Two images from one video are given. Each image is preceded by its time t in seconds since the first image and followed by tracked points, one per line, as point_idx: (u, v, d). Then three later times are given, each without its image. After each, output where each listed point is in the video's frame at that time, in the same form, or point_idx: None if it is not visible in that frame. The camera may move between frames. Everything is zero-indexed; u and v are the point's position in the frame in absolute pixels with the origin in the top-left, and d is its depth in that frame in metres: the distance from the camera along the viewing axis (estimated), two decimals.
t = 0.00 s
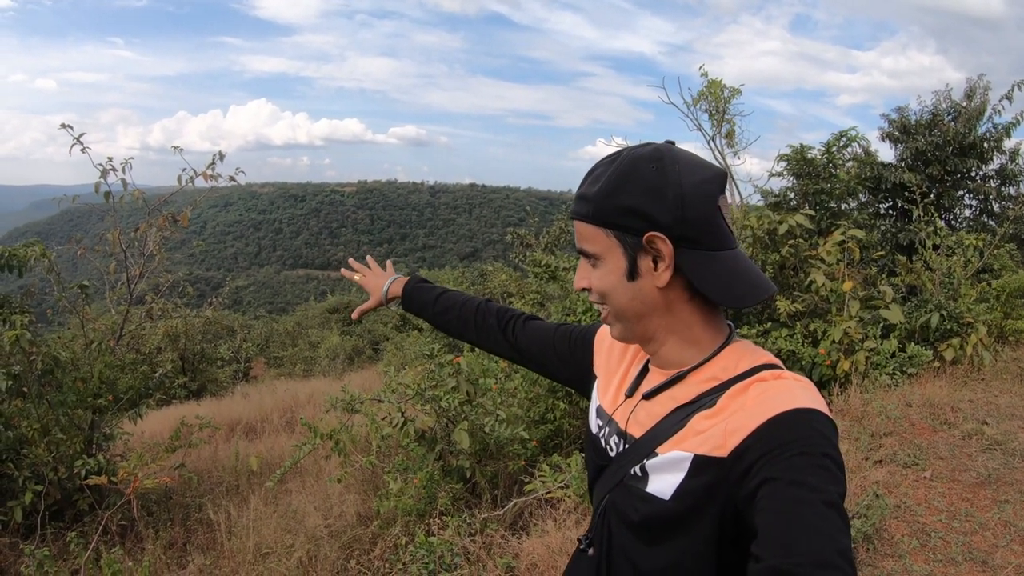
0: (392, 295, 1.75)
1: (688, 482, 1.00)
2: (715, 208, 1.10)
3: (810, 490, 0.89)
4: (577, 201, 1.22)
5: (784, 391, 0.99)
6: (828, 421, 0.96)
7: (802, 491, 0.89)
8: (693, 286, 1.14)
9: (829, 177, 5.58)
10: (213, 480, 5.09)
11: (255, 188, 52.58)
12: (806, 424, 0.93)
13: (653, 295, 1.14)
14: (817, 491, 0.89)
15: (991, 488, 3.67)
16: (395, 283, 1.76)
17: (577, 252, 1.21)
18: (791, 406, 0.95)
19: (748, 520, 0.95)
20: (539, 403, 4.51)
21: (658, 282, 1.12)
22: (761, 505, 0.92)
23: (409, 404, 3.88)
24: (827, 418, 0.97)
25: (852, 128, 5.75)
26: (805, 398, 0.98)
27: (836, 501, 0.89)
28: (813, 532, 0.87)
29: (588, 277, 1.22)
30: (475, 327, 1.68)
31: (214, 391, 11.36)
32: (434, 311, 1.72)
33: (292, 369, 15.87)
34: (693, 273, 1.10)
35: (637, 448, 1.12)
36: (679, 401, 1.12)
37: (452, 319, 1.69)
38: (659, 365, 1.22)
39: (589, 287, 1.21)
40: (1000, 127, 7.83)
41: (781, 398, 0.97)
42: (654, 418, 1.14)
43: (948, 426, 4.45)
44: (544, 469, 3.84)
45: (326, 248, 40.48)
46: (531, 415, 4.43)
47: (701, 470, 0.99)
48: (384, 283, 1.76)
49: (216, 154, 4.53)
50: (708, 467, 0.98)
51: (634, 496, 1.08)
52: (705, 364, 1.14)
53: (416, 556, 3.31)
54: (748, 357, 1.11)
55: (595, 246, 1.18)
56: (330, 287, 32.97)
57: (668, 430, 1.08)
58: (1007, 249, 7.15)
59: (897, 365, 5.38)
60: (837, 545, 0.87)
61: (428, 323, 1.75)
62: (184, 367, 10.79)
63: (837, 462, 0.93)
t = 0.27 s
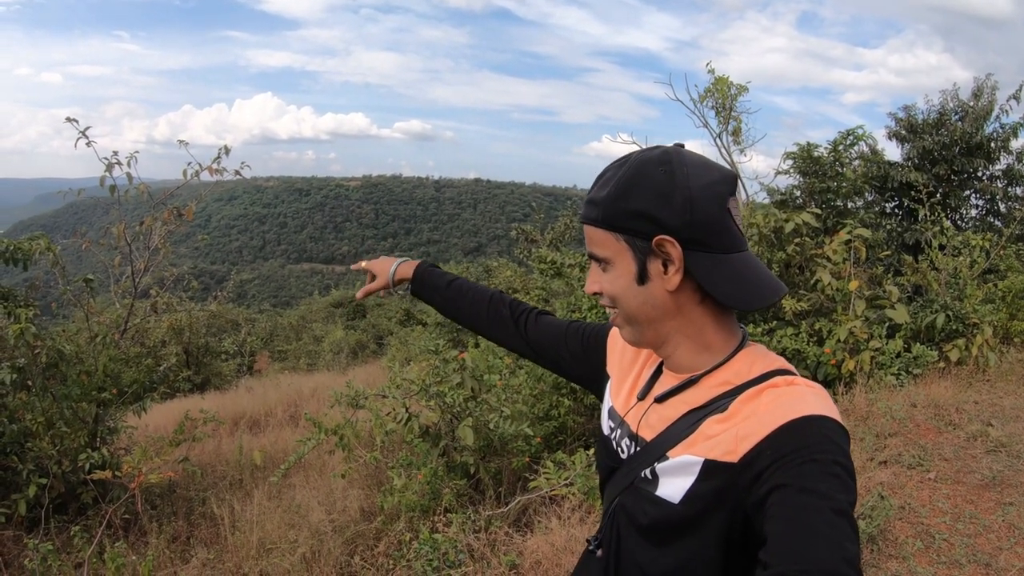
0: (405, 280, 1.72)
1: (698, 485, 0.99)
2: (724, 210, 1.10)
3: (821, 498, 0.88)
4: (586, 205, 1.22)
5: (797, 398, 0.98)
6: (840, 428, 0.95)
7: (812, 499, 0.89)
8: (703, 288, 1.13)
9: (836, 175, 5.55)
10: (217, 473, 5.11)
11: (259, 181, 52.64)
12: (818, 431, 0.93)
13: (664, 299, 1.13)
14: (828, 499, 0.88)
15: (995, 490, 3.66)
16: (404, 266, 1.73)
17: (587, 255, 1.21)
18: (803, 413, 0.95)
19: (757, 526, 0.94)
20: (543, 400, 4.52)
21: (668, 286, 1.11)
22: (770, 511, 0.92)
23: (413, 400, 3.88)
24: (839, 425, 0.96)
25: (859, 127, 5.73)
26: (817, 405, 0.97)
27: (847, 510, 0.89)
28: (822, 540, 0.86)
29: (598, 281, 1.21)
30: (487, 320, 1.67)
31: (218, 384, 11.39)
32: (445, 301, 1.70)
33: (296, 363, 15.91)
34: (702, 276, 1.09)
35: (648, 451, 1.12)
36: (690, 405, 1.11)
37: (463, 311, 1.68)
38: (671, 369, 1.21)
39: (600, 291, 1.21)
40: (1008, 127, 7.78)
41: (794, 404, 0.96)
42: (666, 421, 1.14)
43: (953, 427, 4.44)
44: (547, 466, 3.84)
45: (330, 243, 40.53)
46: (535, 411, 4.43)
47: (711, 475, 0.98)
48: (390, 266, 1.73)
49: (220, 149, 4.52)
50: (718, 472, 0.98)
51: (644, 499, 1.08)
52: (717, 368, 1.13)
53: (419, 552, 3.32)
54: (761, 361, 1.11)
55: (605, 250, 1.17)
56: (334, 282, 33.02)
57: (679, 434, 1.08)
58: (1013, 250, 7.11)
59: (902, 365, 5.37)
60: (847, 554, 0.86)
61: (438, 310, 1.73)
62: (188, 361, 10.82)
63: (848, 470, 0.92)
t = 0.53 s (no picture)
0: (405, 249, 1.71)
1: (703, 485, 0.99)
2: (733, 205, 1.10)
3: (826, 499, 0.88)
4: (595, 195, 1.22)
5: (803, 397, 0.97)
6: (845, 428, 0.95)
7: (816, 499, 0.88)
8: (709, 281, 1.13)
9: (839, 174, 5.54)
10: (217, 468, 5.12)
11: (260, 176, 52.56)
12: (823, 431, 0.92)
13: (671, 289, 1.13)
14: (833, 499, 0.88)
15: (996, 490, 3.65)
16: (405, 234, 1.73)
17: (594, 244, 1.20)
18: (808, 413, 0.94)
19: (762, 527, 0.94)
20: (544, 397, 4.52)
21: (676, 275, 1.11)
22: (776, 512, 0.91)
23: (414, 396, 3.87)
24: (845, 426, 0.95)
25: (862, 125, 5.71)
26: (823, 405, 0.96)
27: (853, 511, 0.88)
28: (827, 540, 0.86)
29: (603, 271, 1.20)
30: (487, 294, 1.65)
31: (217, 378, 11.39)
32: (446, 275, 1.68)
33: (296, 357, 15.91)
34: (711, 267, 1.09)
35: (653, 451, 1.12)
36: (695, 403, 1.11)
37: (464, 283, 1.66)
38: (675, 367, 1.21)
39: (604, 280, 1.19)
40: (1010, 127, 7.76)
41: (799, 404, 0.96)
42: (670, 420, 1.14)
43: (953, 427, 4.44)
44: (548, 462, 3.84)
45: (330, 238, 40.52)
46: (536, 408, 4.43)
47: (716, 475, 0.98)
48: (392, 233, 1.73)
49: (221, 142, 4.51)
50: (723, 472, 0.98)
51: (649, 498, 1.08)
52: (722, 366, 1.13)
53: (420, 548, 3.32)
54: (765, 360, 1.10)
55: (613, 238, 1.17)
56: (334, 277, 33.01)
57: (684, 433, 1.07)
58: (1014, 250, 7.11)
59: (903, 365, 5.37)
60: (851, 555, 0.86)
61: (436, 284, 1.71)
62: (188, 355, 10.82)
63: (854, 471, 0.91)
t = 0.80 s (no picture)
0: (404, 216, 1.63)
1: (699, 479, 0.99)
2: (733, 198, 1.12)
3: (819, 489, 0.88)
4: (597, 187, 1.21)
5: (797, 389, 0.97)
6: (839, 420, 0.94)
7: (810, 489, 0.88)
8: (710, 273, 1.13)
9: (840, 175, 5.53)
10: (217, 464, 5.12)
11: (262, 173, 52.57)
12: (816, 422, 0.92)
13: (673, 280, 1.13)
14: (826, 490, 0.87)
15: (995, 493, 3.65)
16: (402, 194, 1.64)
17: (595, 235, 1.19)
18: (802, 404, 0.94)
19: (757, 519, 0.94)
20: (544, 395, 4.52)
21: (680, 265, 1.11)
22: (769, 503, 0.91)
23: (414, 393, 3.87)
24: (839, 417, 0.95)
25: (864, 127, 5.71)
26: (817, 397, 0.96)
27: (846, 501, 0.88)
28: (821, 530, 0.86)
29: (603, 262, 1.19)
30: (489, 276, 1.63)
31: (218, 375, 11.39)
32: (445, 250, 1.63)
33: (297, 355, 15.91)
34: (714, 258, 1.10)
35: (648, 445, 1.12)
36: (690, 398, 1.11)
37: (465, 259, 1.63)
38: (669, 360, 1.21)
39: (604, 272, 1.18)
40: (1013, 130, 7.75)
41: (794, 396, 0.96)
42: (666, 415, 1.14)
43: (953, 429, 4.43)
44: (548, 461, 3.84)
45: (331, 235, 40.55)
46: (537, 406, 4.43)
47: (712, 468, 0.98)
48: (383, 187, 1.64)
49: (222, 138, 4.54)
50: (718, 465, 0.98)
51: (645, 493, 1.08)
52: (717, 360, 1.13)
53: (420, 545, 3.33)
54: (760, 354, 1.10)
55: (616, 228, 1.16)
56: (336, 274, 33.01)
57: (679, 427, 1.07)
58: (1016, 253, 7.09)
59: (904, 366, 5.36)
60: (845, 544, 0.85)
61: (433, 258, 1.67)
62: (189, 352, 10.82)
63: (848, 461, 0.91)
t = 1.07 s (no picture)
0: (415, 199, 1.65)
1: (700, 481, 0.99)
2: (737, 197, 1.10)
3: (823, 495, 0.87)
4: (597, 185, 1.21)
5: (802, 393, 0.97)
6: (843, 425, 0.94)
7: (814, 495, 0.88)
8: (712, 274, 1.12)
9: (844, 174, 5.51)
10: (218, 459, 5.13)
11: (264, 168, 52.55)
12: (821, 427, 0.92)
13: (674, 281, 1.12)
14: (830, 496, 0.87)
15: (996, 494, 3.65)
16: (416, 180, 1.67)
17: (595, 235, 1.19)
18: (807, 409, 0.94)
19: (760, 523, 0.93)
20: (545, 392, 4.53)
21: (680, 267, 1.11)
22: (773, 507, 0.91)
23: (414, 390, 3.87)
24: (844, 422, 0.95)
25: (868, 126, 5.70)
26: (822, 401, 0.96)
27: (850, 507, 0.88)
28: (825, 536, 0.85)
29: (603, 261, 1.19)
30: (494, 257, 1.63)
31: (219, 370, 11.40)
32: (453, 236, 1.64)
33: (297, 350, 15.92)
34: (715, 259, 1.09)
35: (648, 444, 1.11)
36: (692, 398, 1.10)
37: (471, 246, 1.63)
38: (671, 359, 1.20)
39: (605, 272, 1.18)
40: (1017, 131, 7.72)
41: (798, 400, 0.96)
42: (667, 415, 1.13)
43: (955, 430, 4.43)
44: (549, 458, 3.84)
45: (333, 231, 40.56)
46: (539, 403, 4.44)
47: (714, 470, 0.98)
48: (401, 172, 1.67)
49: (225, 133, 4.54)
50: (721, 468, 0.97)
51: (645, 493, 1.07)
52: (720, 360, 1.13)
53: (421, 541, 3.33)
54: (763, 355, 1.10)
55: (616, 229, 1.16)
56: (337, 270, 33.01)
57: (681, 428, 1.07)
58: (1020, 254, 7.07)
59: (906, 367, 5.35)
60: (849, 551, 0.85)
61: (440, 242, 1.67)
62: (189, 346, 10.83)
63: (852, 467, 0.91)
